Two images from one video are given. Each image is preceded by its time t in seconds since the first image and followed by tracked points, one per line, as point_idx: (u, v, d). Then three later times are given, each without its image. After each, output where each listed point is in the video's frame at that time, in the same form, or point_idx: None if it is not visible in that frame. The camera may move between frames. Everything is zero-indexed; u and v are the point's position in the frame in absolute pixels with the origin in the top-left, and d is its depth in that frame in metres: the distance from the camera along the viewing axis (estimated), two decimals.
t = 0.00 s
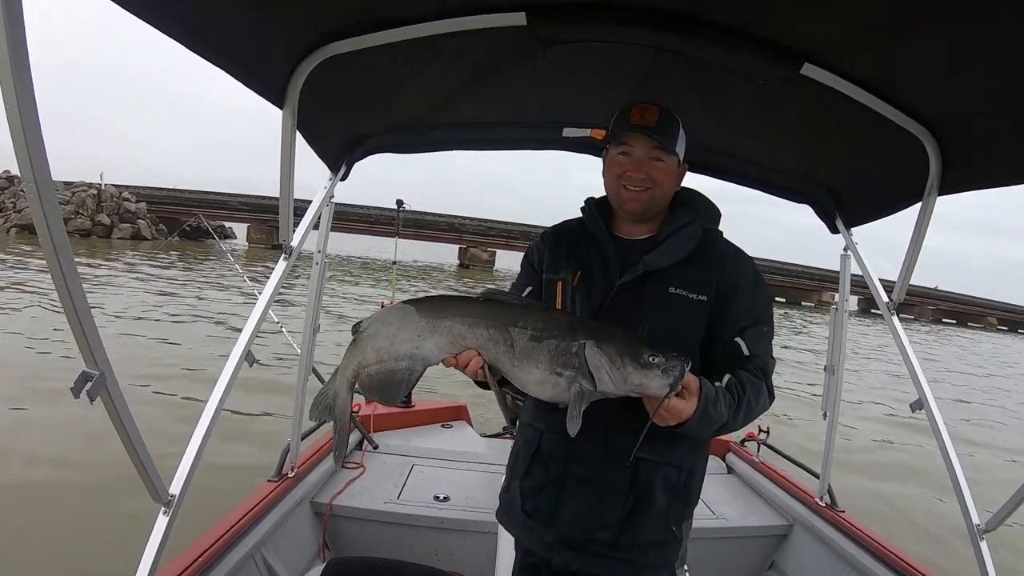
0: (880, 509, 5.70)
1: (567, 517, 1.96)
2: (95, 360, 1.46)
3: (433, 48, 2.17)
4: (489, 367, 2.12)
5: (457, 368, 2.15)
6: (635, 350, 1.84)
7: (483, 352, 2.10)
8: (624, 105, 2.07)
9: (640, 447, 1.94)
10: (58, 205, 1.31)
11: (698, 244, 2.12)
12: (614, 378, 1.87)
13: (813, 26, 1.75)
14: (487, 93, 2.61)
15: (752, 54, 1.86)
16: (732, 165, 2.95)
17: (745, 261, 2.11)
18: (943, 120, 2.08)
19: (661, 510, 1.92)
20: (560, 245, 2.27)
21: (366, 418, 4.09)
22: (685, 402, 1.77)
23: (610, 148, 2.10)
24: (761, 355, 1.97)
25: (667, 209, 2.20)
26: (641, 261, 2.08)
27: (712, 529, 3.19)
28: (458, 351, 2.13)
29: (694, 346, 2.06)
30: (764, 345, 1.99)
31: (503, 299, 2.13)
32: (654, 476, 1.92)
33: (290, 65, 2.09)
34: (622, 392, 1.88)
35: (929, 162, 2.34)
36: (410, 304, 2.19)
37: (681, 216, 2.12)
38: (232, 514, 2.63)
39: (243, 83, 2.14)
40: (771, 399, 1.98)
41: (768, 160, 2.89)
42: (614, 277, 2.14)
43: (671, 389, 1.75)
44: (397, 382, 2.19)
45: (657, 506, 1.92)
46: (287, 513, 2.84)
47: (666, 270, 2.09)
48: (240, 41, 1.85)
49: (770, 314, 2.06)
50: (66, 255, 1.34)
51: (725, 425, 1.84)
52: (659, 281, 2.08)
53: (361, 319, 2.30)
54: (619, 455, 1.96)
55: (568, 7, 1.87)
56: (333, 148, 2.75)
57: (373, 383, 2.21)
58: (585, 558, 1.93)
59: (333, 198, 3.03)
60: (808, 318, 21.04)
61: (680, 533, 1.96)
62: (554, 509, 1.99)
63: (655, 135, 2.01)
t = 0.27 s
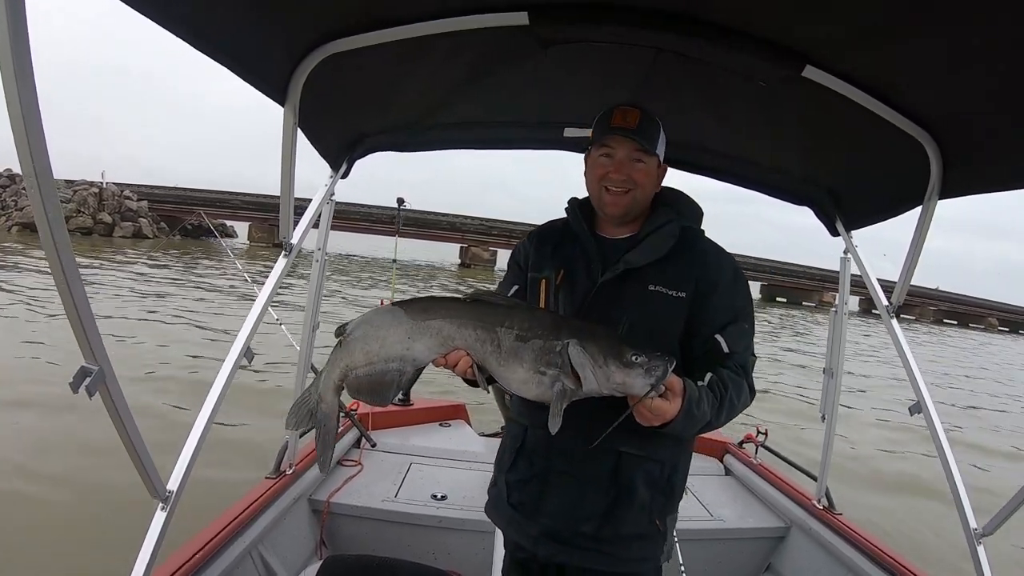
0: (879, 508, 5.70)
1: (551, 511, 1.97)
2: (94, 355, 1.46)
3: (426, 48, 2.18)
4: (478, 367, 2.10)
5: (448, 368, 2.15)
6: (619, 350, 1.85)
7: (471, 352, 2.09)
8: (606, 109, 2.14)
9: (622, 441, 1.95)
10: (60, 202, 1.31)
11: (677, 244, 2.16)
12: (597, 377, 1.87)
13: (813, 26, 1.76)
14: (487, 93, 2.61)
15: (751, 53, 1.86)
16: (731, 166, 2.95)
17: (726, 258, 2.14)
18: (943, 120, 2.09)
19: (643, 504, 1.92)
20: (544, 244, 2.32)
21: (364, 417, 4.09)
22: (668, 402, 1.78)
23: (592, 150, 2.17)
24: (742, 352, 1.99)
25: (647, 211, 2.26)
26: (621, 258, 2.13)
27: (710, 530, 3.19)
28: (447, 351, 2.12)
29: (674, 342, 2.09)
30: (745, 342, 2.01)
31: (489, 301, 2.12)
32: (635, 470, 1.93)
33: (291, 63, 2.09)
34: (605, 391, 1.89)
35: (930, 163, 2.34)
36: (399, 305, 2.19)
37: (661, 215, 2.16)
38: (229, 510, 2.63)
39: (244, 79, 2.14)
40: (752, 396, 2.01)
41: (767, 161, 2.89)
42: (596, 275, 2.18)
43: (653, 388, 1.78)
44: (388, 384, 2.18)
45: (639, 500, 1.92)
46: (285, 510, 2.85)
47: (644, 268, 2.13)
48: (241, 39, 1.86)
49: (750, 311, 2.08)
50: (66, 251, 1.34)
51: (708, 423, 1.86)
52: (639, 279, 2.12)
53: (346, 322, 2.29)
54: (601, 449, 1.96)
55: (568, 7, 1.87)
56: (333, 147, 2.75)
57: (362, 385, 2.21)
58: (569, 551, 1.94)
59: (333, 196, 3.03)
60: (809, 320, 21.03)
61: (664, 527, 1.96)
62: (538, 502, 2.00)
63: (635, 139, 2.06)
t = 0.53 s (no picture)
0: (879, 508, 5.69)
1: (542, 502, 1.97)
2: (94, 352, 1.47)
3: (420, 47, 2.18)
4: (481, 361, 2.14)
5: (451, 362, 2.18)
6: (618, 340, 1.86)
7: (474, 346, 2.11)
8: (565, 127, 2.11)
9: (612, 433, 1.96)
10: (60, 199, 1.31)
11: (667, 244, 2.17)
12: (598, 366, 1.89)
13: (813, 27, 1.76)
14: (488, 93, 2.61)
15: (751, 53, 1.86)
16: (731, 166, 2.96)
17: (712, 257, 2.17)
18: (943, 120, 2.09)
19: (632, 495, 1.93)
20: (537, 243, 2.34)
21: (363, 415, 4.09)
22: (666, 392, 1.77)
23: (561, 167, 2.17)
24: (728, 350, 2.02)
25: (630, 209, 2.20)
26: (612, 257, 2.16)
27: (708, 531, 3.19)
28: (450, 347, 2.15)
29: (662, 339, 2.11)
30: (730, 340, 2.04)
31: (487, 295, 2.13)
32: (625, 463, 1.94)
33: (291, 62, 2.09)
34: (605, 381, 1.90)
35: (929, 163, 2.34)
36: (401, 301, 2.19)
37: (650, 215, 2.18)
38: (228, 508, 2.64)
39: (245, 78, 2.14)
40: (738, 391, 2.04)
41: (767, 161, 2.89)
42: (589, 273, 2.20)
43: (652, 377, 1.77)
44: (391, 380, 2.18)
45: (629, 492, 1.93)
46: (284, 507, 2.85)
47: (636, 266, 2.14)
48: (241, 38, 1.86)
49: (738, 309, 2.11)
50: (66, 248, 1.34)
51: (698, 416, 1.87)
52: (630, 276, 2.13)
53: (346, 320, 2.30)
54: (592, 441, 1.97)
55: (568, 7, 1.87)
56: (334, 145, 2.75)
57: (366, 382, 2.20)
58: (559, 542, 1.95)
59: (333, 195, 3.03)
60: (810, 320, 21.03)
61: (653, 520, 1.97)
62: (529, 493, 2.00)
63: (584, 156, 2.01)
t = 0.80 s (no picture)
0: (880, 508, 5.69)
1: (544, 496, 1.97)
2: (94, 352, 1.47)
3: (421, 46, 2.18)
4: (495, 350, 2.12)
5: (465, 349, 2.17)
6: (630, 335, 1.85)
7: (489, 334, 2.10)
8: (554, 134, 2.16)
9: (611, 424, 1.97)
10: (60, 200, 1.31)
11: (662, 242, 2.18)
12: (608, 361, 1.88)
13: (814, 26, 1.75)
14: (488, 92, 2.61)
15: (751, 53, 1.86)
16: (732, 166, 2.95)
17: (705, 254, 2.19)
18: (945, 120, 2.08)
19: (632, 487, 1.93)
20: (535, 243, 2.35)
21: (363, 415, 4.10)
22: (676, 384, 1.77)
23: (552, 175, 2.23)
24: (723, 341, 2.02)
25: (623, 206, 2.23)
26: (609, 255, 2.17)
27: (709, 530, 3.19)
28: (465, 333, 2.13)
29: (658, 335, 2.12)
30: (725, 333, 2.04)
31: (500, 286, 2.13)
32: (626, 455, 1.94)
33: (292, 62, 2.10)
34: (614, 376, 1.90)
35: (929, 162, 2.34)
36: (417, 289, 2.17)
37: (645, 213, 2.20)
38: (229, 507, 2.64)
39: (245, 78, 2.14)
40: (735, 384, 2.05)
41: (767, 161, 2.89)
42: (587, 271, 2.20)
43: (662, 374, 1.76)
44: (405, 367, 2.20)
45: (630, 485, 1.93)
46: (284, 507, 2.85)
47: (633, 264, 2.14)
48: (241, 38, 1.86)
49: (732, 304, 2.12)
50: (66, 248, 1.34)
51: (701, 406, 1.89)
52: (626, 274, 2.14)
53: (362, 305, 2.30)
54: (591, 434, 1.98)
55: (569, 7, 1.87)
56: (334, 145, 2.75)
57: (380, 367, 2.22)
58: (561, 536, 1.95)
59: (333, 195, 3.03)
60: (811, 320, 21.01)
61: (654, 513, 1.97)
62: (530, 488, 2.00)
63: (570, 161, 2.07)
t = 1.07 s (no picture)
0: (881, 508, 5.70)
1: (550, 491, 1.97)
2: (94, 354, 1.47)
3: (420, 47, 2.17)
4: (510, 341, 2.13)
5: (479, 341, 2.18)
6: (645, 329, 1.90)
7: (504, 326, 2.12)
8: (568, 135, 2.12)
9: (615, 417, 1.97)
10: (60, 202, 1.31)
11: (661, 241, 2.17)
12: (622, 355, 1.93)
13: (814, 26, 1.75)
14: (487, 92, 2.61)
15: (751, 53, 1.86)
16: (732, 165, 2.95)
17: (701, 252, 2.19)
18: (945, 119, 2.08)
19: (638, 480, 1.93)
20: (536, 245, 2.36)
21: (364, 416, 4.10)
22: (688, 378, 1.82)
23: (564, 176, 2.16)
24: (721, 336, 2.03)
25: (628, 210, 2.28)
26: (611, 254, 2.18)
27: (710, 530, 3.19)
28: (481, 323, 2.15)
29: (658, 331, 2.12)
30: (723, 327, 2.05)
31: (518, 279, 2.17)
32: (630, 449, 1.94)
33: (292, 63, 2.09)
34: (627, 371, 1.94)
35: (929, 162, 2.34)
36: (437, 279, 2.23)
37: (643, 214, 2.19)
38: (230, 508, 2.64)
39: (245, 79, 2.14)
40: (734, 378, 2.07)
41: (767, 160, 2.89)
42: (589, 271, 2.21)
43: (677, 370, 1.81)
44: (419, 356, 2.24)
45: (635, 478, 1.93)
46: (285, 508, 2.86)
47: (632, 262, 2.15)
48: (240, 39, 1.86)
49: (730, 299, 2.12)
50: (66, 249, 1.34)
51: (706, 397, 1.91)
52: (627, 271, 2.15)
53: (383, 293, 2.38)
54: (596, 428, 1.98)
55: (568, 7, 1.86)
56: (334, 146, 2.75)
57: (396, 355, 2.28)
58: (567, 531, 1.94)
59: (333, 196, 3.03)
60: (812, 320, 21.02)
61: (658, 507, 1.97)
62: (536, 483, 2.00)
63: (597, 163, 2.04)
